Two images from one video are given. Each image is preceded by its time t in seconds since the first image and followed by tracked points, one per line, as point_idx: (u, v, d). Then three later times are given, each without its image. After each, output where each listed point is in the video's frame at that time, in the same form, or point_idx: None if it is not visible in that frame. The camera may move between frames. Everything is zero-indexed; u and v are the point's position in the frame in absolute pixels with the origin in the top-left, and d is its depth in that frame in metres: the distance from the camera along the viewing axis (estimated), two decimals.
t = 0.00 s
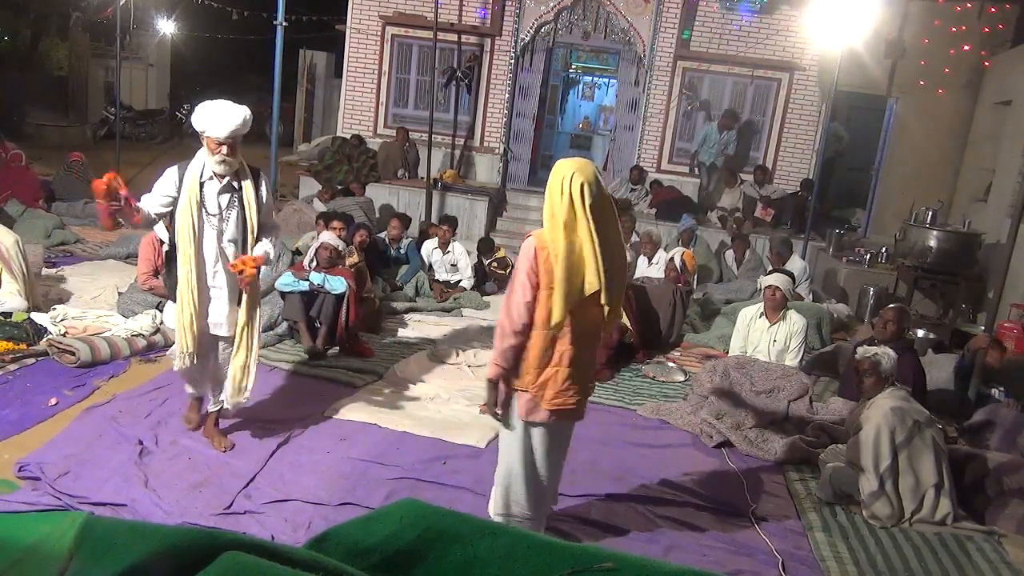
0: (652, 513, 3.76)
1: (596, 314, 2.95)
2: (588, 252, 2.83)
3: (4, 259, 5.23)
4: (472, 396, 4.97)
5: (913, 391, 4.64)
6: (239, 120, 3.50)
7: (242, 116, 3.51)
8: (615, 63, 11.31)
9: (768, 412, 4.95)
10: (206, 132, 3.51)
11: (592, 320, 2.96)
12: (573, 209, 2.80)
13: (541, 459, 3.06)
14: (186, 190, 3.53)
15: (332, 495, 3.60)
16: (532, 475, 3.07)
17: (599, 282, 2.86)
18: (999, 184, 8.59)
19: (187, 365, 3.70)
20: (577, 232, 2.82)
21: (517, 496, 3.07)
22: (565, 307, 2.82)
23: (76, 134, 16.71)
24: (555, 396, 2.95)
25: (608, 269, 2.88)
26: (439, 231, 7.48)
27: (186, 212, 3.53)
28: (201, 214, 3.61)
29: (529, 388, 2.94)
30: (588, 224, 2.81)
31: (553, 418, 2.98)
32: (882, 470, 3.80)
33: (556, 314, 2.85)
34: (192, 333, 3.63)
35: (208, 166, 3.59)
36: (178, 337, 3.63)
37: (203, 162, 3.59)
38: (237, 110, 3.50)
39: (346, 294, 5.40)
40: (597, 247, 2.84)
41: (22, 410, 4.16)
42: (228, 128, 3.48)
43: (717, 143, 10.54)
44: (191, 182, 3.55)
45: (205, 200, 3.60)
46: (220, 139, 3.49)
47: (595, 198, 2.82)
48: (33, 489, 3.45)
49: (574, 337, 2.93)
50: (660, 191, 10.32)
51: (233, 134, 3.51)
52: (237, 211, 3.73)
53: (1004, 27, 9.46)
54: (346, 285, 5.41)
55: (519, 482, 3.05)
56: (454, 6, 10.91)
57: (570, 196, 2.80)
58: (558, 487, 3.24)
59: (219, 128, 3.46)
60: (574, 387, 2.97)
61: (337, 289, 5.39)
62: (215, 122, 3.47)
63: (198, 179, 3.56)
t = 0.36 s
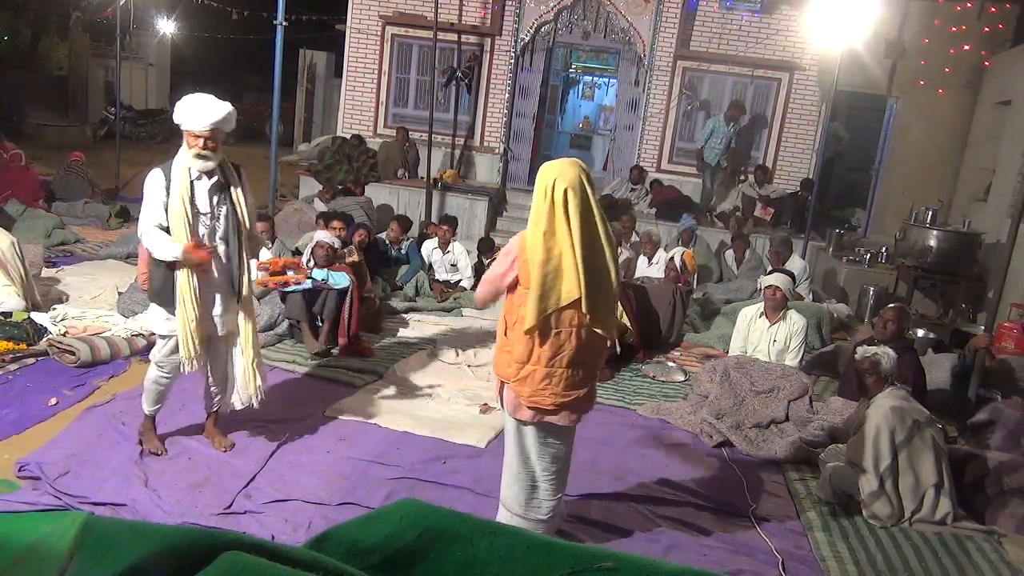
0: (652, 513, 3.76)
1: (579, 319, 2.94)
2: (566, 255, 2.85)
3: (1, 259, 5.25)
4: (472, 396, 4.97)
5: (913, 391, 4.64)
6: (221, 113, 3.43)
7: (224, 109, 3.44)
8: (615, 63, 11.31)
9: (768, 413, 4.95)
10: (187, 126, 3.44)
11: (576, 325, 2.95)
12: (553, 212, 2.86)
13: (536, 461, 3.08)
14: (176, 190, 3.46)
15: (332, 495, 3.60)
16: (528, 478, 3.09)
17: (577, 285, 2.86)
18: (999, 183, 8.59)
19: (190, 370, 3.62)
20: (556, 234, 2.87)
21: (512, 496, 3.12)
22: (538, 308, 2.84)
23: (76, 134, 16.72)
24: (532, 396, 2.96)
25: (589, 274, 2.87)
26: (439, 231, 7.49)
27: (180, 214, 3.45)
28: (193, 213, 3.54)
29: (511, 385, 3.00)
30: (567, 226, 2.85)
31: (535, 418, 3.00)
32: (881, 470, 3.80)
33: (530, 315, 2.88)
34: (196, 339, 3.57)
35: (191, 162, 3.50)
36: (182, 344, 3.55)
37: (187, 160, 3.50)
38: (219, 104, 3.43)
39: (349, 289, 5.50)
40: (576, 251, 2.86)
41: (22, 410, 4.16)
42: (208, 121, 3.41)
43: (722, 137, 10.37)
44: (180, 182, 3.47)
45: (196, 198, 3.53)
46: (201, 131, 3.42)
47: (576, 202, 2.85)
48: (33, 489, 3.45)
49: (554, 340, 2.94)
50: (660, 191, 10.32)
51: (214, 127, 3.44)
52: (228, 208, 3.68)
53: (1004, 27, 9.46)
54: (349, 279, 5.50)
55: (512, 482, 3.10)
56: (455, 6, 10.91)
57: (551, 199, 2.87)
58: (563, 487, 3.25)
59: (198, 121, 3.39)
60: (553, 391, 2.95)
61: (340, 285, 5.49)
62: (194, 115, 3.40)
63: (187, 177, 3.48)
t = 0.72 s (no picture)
0: (652, 513, 3.76)
1: (571, 320, 2.94)
2: (556, 258, 2.86)
3: (6, 257, 5.25)
4: (472, 396, 4.97)
5: (913, 391, 4.64)
6: (193, 115, 3.39)
7: (196, 110, 3.40)
8: (615, 63, 11.31)
9: (768, 413, 4.95)
10: (161, 130, 3.38)
11: (567, 325, 2.95)
12: (544, 216, 2.87)
13: (531, 460, 3.08)
14: (159, 194, 3.38)
15: (332, 495, 3.60)
16: (523, 477, 3.08)
17: (568, 287, 2.86)
18: (999, 183, 8.59)
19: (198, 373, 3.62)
20: (548, 236, 2.87)
21: (506, 494, 3.11)
22: (528, 308, 2.84)
23: (76, 134, 16.73)
24: (523, 392, 2.96)
25: (580, 277, 2.87)
26: (439, 231, 7.49)
27: (170, 218, 3.40)
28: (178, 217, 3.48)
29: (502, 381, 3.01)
30: (559, 228, 2.85)
31: (527, 414, 3.00)
32: (882, 470, 3.80)
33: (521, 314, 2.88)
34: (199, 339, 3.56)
35: (169, 166, 3.42)
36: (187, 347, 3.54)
37: (164, 164, 3.40)
38: (191, 105, 3.40)
39: (350, 289, 5.48)
40: (567, 254, 2.86)
41: (22, 409, 4.16)
42: (182, 123, 3.36)
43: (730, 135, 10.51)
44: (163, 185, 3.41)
45: (180, 202, 3.48)
46: (177, 133, 3.36)
47: (568, 206, 2.86)
48: (33, 489, 3.45)
49: (545, 339, 2.94)
50: (660, 190, 10.32)
51: (190, 128, 3.39)
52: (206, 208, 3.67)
53: (1004, 27, 9.46)
54: (349, 280, 5.48)
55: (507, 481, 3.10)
56: (455, 6, 10.91)
57: (542, 201, 2.87)
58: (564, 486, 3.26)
59: (173, 123, 3.33)
60: (543, 388, 2.95)
61: (340, 286, 5.47)
62: (168, 119, 3.34)
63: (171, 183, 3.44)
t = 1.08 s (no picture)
0: (651, 513, 3.76)
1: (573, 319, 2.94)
2: (560, 257, 2.85)
3: (11, 252, 5.27)
4: (472, 396, 4.97)
5: (913, 391, 4.64)
6: (178, 108, 3.40)
7: (181, 102, 3.42)
8: (615, 63, 11.31)
9: (767, 412, 4.94)
10: (146, 121, 3.38)
11: (569, 323, 2.96)
12: (549, 214, 2.87)
13: (533, 459, 3.08)
14: (142, 190, 3.35)
15: (332, 495, 3.60)
16: (523, 475, 3.08)
17: (572, 286, 2.87)
18: (999, 183, 8.60)
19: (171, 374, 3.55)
20: (552, 235, 2.87)
21: (506, 493, 3.10)
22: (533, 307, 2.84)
23: (76, 134, 16.74)
24: (524, 389, 2.96)
25: (584, 275, 2.88)
26: (439, 231, 7.48)
27: (152, 213, 3.35)
28: (162, 215, 3.45)
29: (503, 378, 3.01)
30: (564, 227, 2.85)
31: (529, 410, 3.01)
32: (882, 470, 3.80)
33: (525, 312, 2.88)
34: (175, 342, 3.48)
35: (154, 160, 3.41)
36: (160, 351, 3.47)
37: (147, 158, 3.40)
38: (176, 97, 3.41)
39: (350, 291, 5.48)
40: (571, 252, 2.86)
41: (22, 409, 4.16)
42: (165, 115, 3.36)
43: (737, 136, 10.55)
44: (147, 179, 3.38)
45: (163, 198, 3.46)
46: (162, 125, 3.37)
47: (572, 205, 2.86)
48: (33, 489, 3.44)
49: (547, 338, 2.94)
50: (660, 190, 10.32)
51: (174, 121, 3.40)
52: (194, 205, 3.65)
53: (1004, 27, 9.47)
54: (350, 282, 5.47)
55: (506, 480, 3.09)
56: (455, 6, 10.90)
57: (545, 201, 2.87)
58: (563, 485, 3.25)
59: (157, 115, 3.33)
60: (545, 385, 2.95)
61: (341, 287, 5.47)
62: (150, 111, 3.35)
63: (155, 177, 3.42)
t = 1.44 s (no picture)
0: (652, 513, 3.76)
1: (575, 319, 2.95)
2: (563, 256, 2.84)
3: (12, 251, 5.28)
4: (472, 396, 4.97)
5: (913, 390, 4.64)
6: (173, 105, 3.41)
7: (176, 99, 3.44)
8: (615, 63, 11.31)
9: (767, 412, 4.94)
10: (142, 118, 3.39)
11: (570, 324, 2.96)
12: (551, 214, 2.86)
13: (532, 459, 3.08)
14: (143, 188, 3.35)
15: (332, 495, 3.60)
16: (522, 476, 3.08)
17: (575, 286, 2.87)
18: (999, 183, 8.59)
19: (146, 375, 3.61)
20: (554, 235, 2.86)
21: (507, 494, 3.11)
22: (538, 309, 2.82)
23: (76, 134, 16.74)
24: (527, 391, 2.96)
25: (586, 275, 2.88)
26: (439, 231, 7.48)
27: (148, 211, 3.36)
28: (158, 211, 3.45)
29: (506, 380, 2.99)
30: (566, 227, 2.85)
31: (533, 413, 3.01)
32: (882, 470, 3.80)
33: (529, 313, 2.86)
34: (151, 340, 3.53)
35: (153, 158, 3.41)
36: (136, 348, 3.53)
37: (144, 155, 3.41)
38: (169, 94, 3.42)
39: (352, 288, 5.51)
40: (574, 252, 2.86)
41: (22, 409, 4.16)
42: (161, 112, 3.38)
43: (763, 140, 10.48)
44: (146, 178, 3.38)
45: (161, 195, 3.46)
46: (157, 122, 3.37)
47: (574, 205, 2.86)
48: (33, 489, 3.44)
49: (550, 339, 2.94)
50: (661, 190, 10.32)
51: (170, 117, 3.41)
52: (196, 203, 3.62)
53: (1004, 27, 9.46)
54: (351, 279, 5.50)
55: (506, 480, 3.09)
56: (455, 6, 10.90)
57: (548, 200, 2.86)
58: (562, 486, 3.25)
59: (152, 111, 3.35)
60: (549, 386, 2.96)
61: (343, 284, 5.50)
62: (145, 109, 3.37)
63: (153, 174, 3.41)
